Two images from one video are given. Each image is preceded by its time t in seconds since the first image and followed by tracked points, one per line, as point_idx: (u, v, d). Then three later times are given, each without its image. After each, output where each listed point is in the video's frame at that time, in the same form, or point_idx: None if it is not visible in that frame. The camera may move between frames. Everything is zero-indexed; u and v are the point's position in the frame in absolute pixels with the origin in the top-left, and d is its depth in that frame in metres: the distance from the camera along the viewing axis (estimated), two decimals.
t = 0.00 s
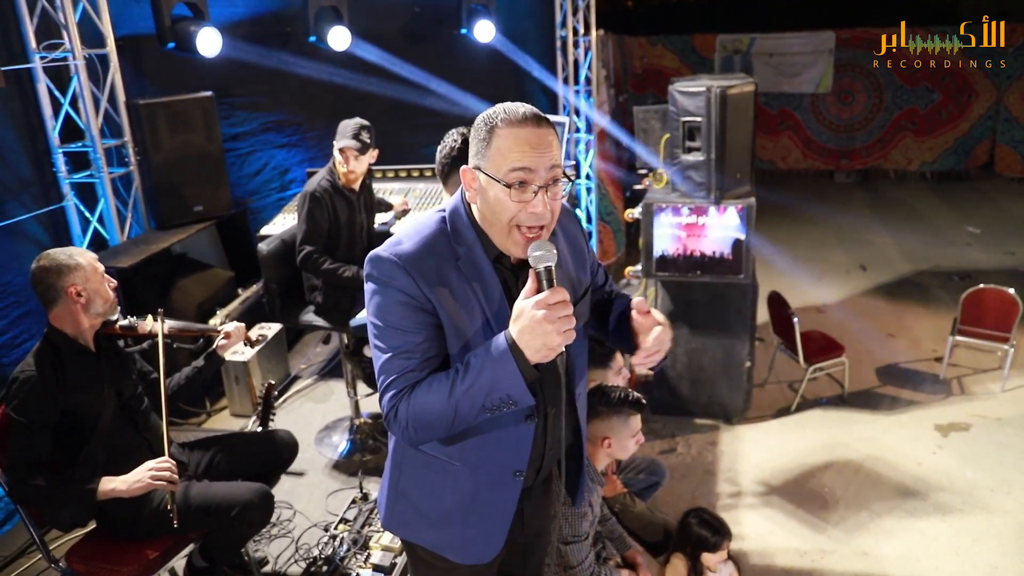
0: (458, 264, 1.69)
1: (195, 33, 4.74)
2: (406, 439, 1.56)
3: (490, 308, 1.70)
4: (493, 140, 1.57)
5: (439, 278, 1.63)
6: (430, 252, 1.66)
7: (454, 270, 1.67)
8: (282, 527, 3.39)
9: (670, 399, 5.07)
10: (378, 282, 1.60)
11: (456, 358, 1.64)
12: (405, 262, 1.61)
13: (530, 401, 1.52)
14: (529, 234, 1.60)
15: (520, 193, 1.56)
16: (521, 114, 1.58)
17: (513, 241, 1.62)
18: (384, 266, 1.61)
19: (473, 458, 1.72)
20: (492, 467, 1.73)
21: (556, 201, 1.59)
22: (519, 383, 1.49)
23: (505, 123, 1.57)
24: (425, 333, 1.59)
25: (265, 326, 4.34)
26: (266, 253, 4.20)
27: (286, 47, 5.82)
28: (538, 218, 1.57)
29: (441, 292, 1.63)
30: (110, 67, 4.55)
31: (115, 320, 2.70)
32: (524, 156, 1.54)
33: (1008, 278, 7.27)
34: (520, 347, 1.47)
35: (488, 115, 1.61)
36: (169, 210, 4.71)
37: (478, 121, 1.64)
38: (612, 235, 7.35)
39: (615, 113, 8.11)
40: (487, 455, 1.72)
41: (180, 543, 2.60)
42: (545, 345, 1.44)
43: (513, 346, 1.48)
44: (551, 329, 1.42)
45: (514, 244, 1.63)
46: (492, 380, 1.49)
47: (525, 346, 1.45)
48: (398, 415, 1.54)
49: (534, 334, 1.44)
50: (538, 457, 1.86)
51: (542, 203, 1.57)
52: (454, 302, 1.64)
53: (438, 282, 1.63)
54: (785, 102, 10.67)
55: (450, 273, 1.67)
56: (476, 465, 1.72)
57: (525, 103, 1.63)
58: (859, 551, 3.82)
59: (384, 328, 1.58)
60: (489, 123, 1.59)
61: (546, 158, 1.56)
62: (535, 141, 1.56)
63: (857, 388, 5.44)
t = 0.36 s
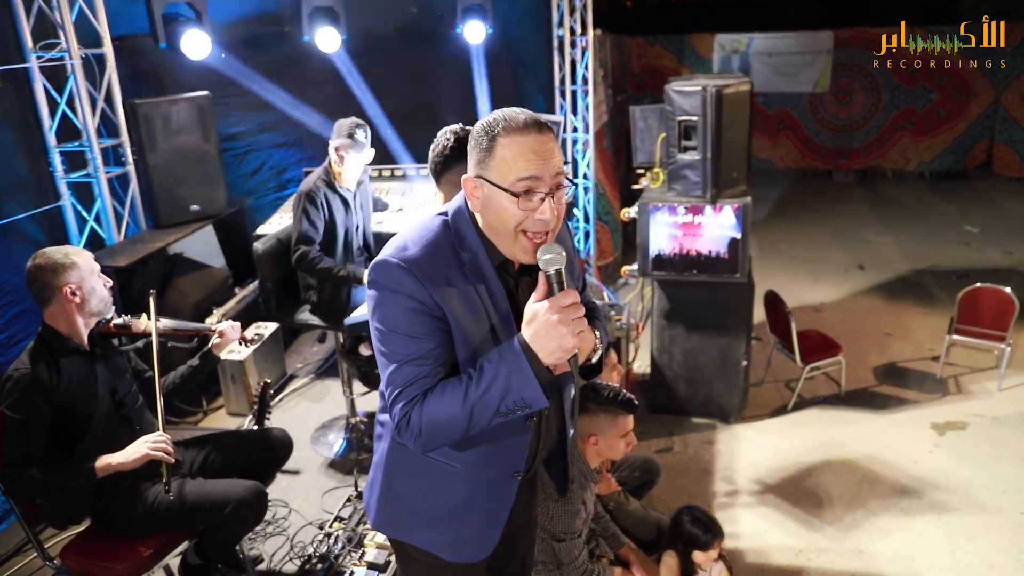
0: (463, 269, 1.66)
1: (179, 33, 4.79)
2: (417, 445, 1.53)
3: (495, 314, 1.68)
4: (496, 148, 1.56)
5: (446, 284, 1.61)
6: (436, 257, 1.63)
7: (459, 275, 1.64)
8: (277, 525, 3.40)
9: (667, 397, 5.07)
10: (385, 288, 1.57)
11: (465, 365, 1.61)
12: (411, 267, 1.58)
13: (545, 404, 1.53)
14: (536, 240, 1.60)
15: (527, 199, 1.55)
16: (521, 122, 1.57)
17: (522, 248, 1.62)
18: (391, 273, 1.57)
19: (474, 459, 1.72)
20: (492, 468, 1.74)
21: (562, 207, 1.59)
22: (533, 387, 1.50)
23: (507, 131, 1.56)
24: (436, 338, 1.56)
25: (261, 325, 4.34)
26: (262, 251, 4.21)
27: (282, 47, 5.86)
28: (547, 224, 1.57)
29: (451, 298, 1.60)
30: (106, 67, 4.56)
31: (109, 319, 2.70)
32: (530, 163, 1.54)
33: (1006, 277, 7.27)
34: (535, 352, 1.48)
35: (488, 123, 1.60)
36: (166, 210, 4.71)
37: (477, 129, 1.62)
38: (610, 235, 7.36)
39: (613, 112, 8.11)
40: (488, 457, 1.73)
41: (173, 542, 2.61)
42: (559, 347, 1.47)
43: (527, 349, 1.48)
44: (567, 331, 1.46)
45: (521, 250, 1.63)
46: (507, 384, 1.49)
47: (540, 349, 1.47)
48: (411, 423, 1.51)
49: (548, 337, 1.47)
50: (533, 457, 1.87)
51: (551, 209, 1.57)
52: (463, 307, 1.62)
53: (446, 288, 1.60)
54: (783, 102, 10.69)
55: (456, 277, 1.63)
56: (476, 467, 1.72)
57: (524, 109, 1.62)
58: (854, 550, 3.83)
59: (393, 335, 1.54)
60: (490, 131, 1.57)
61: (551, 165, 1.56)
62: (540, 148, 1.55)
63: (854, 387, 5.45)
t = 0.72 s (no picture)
0: (460, 272, 1.66)
1: (179, 36, 4.81)
2: (418, 448, 1.54)
3: (492, 318, 1.69)
4: (495, 154, 1.56)
5: (444, 287, 1.61)
6: (434, 260, 1.63)
7: (457, 278, 1.64)
8: (273, 524, 3.42)
9: (664, 397, 5.08)
10: (385, 292, 1.56)
11: (464, 367, 1.63)
12: (410, 271, 1.58)
13: (545, 405, 1.55)
14: (534, 245, 1.60)
15: (525, 206, 1.56)
16: (520, 128, 1.57)
17: (518, 252, 1.62)
18: (391, 276, 1.57)
19: (469, 459, 1.73)
20: (488, 468, 1.75)
21: (559, 213, 1.60)
22: (534, 390, 1.52)
23: (506, 136, 1.56)
24: (437, 342, 1.57)
25: (258, 325, 4.36)
26: (258, 251, 4.23)
27: (280, 48, 5.89)
28: (543, 229, 1.58)
29: (450, 300, 1.60)
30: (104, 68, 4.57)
31: (106, 318, 2.70)
32: (528, 170, 1.54)
33: (1004, 277, 7.29)
34: (535, 353, 1.50)
35: (487, 128, 1.60)
36: (163, 210, 4.73)
37: (476, 134, 1.63)
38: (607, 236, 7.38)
39: (610, 112, 8.12)
40: (483, 456, 1.74)
41: (169, 540, 2.61)
42: (558, 349, 1.49)
43: (527, 350, 1.51)
44: (567, 333, 1.48)
45: (519, 255, 1.63)
46: (508, 386, 1.51)
47: (540, 352, 1.50)
48: (412, 426, 1.52)
49: (547, 339, 1.49)
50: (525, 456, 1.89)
51: (547, 215, 1.57)
52: (461, 310, 1.62)
53: (445, 291, 1.61)
54: (781, 103, 10.71)
55: (455, 280, 1.64)
56: (472, 466, 1.73)
57: (523, 114, 1.62)
58: (849, 549, 3.84)
59: (393, 338, 1.55)
60: (489, 136, 1.58)
61: (549, 172, 1.56)
62: (539, 155, 1.56)
63: (850, 387, 5.46)
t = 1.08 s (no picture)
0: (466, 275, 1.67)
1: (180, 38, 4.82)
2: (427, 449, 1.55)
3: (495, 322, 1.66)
4: (503, 159, 1.57)
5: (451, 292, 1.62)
6: (440, 264, 1.64)
7: (462, 281, 1.65)
8: (273, 524, 3.43)
9: (663, 398, 5.10)
10: (392, 295, 1.58)
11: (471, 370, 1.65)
12: (417, 275, 1.60)
13: (551, 406, 1.59)
14: (538, 248, 1.62)
15: (532, 211, 1.57)
16: (527, 134, 1.59)
17: (522, 257, 1.63)
18: (398, 280, 1.59)
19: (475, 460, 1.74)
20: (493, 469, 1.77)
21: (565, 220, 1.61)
22: (542, 391, 1.56)
23: (513, 142, 1.58)
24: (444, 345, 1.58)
25: (258, 327, 4.43)
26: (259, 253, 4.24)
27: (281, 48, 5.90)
28: (550, 235, 1.59)
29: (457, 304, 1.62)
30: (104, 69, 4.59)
31: (108, 319, 2.77)
32: (536, 176, 1.55)
33: (1002, 279, 7.31)
34: (540, 353, 1.54)
35: (495, 134, 1.61)
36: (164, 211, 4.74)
37: (482, 139, 1.63)
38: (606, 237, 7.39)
39: (610, 113, 8.14)
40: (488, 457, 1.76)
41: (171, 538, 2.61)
42: (565, 350, 1.52)
43: (534, 352, 1.55)
44: (573, 336, 1.51)
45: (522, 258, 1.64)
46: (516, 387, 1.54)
47: (547, 354, 1.53)
48: (421, 426, 1.54)
49: (555, 341, 1.53)
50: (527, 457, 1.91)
51: (553, 221, 1.59)
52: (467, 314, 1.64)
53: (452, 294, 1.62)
54: (780, 104, 10.73)
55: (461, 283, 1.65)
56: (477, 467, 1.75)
57: (530, 121, 1.63)
58: (847, 550, 3.86)
59: (401, 341, 1.56)
60: (497, 142, 1.59)
61: (555, 177, 1.58)
62: (546, 161, 1.57)
63: (848, 388, 5.48)
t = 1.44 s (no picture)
0: (477, 280, 1.68)
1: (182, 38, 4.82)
2: (449, 458, 1.55)
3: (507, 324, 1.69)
4: (523, 163, 1.58)
5: (465, 298, 1.63)
6: (453, 271, 1.65)
7: (474, 286, 1.66)
8: (276, 526, 3.44)
9: (663, 400, 5.11)
10: (407, 304, 1.58)
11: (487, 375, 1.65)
12: (431, 284, 1.60)
13: (571, 408, 1.57)
14: (555, 252, 1.64)
15: (553, 214, 1.59)
16: (544, 138, 1.61)
17: (538, 259, 1.65)
18: (411, 288, 1.59)
19: (490, 464, 1.75)
20: (507, 471, 1.78)
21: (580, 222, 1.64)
22: (563, 394, 1.54)
23: (531, 146, 1.59)
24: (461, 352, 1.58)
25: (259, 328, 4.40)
26: (262, 255, 4.25)
27: (282, 49, 5.91)
28: (568, 238, 1.62)
29: (471, 311, 1.63)
30: (106, 70, 4.59)
31: (111, 321, 2.72)
32: (557, 179, 1.58)
33: (1002, 280, 7.31)
34: (562, 358, 1.54)
35: (509, 137, 1.61)
36: (165, 212, 4.75)
37: (495, 143, 1.64)
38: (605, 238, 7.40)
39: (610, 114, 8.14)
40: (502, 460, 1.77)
41: (175, 541, 2.63)
42: (586, 352, 1.54)
43: (554, 354, 1.54)
44: (595, 337, 1.54)
45: (539, 260, 1.66)
46: (539, 391, 1.53)
47: (567, 356, 1.54)
48: (443, 435, 1.53)
49: (573, 343, 1.54)
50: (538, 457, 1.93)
51: (572, 223, 1.61)
52: (481, 319, 1.64)
53: (466, 300, 1.63)
54: (780, 105, 10.73)
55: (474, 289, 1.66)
56: (492, 471, 1.76)
57: (541, 125, 1.65)
58: (847, 551, 3.87)
59: (418, 350, 1.56)
60: (515, 146, 1.59)
61: (571, 180, 1.61)
62: (564, 165, 1.60)
63: (848, 389, 5.49)
